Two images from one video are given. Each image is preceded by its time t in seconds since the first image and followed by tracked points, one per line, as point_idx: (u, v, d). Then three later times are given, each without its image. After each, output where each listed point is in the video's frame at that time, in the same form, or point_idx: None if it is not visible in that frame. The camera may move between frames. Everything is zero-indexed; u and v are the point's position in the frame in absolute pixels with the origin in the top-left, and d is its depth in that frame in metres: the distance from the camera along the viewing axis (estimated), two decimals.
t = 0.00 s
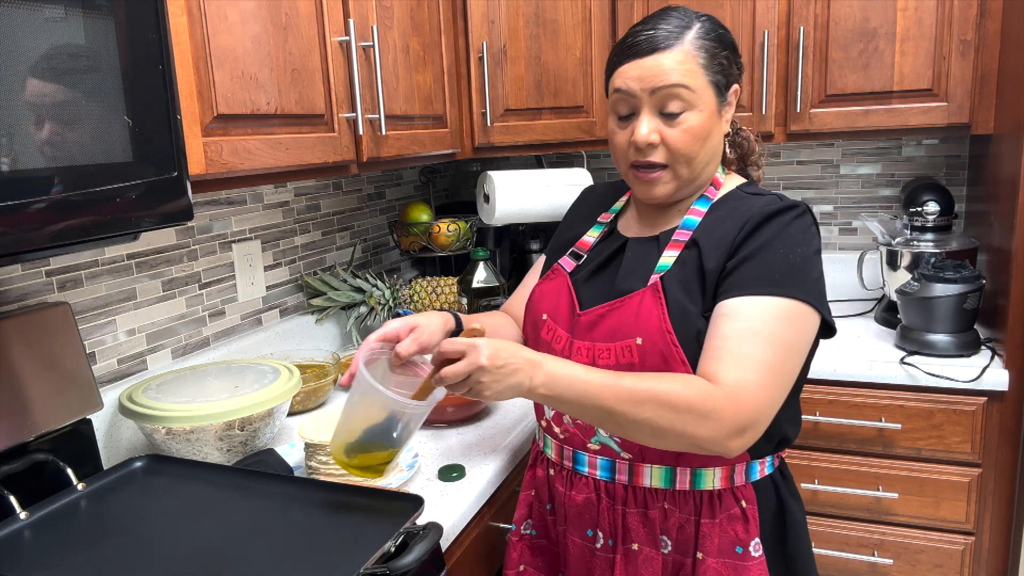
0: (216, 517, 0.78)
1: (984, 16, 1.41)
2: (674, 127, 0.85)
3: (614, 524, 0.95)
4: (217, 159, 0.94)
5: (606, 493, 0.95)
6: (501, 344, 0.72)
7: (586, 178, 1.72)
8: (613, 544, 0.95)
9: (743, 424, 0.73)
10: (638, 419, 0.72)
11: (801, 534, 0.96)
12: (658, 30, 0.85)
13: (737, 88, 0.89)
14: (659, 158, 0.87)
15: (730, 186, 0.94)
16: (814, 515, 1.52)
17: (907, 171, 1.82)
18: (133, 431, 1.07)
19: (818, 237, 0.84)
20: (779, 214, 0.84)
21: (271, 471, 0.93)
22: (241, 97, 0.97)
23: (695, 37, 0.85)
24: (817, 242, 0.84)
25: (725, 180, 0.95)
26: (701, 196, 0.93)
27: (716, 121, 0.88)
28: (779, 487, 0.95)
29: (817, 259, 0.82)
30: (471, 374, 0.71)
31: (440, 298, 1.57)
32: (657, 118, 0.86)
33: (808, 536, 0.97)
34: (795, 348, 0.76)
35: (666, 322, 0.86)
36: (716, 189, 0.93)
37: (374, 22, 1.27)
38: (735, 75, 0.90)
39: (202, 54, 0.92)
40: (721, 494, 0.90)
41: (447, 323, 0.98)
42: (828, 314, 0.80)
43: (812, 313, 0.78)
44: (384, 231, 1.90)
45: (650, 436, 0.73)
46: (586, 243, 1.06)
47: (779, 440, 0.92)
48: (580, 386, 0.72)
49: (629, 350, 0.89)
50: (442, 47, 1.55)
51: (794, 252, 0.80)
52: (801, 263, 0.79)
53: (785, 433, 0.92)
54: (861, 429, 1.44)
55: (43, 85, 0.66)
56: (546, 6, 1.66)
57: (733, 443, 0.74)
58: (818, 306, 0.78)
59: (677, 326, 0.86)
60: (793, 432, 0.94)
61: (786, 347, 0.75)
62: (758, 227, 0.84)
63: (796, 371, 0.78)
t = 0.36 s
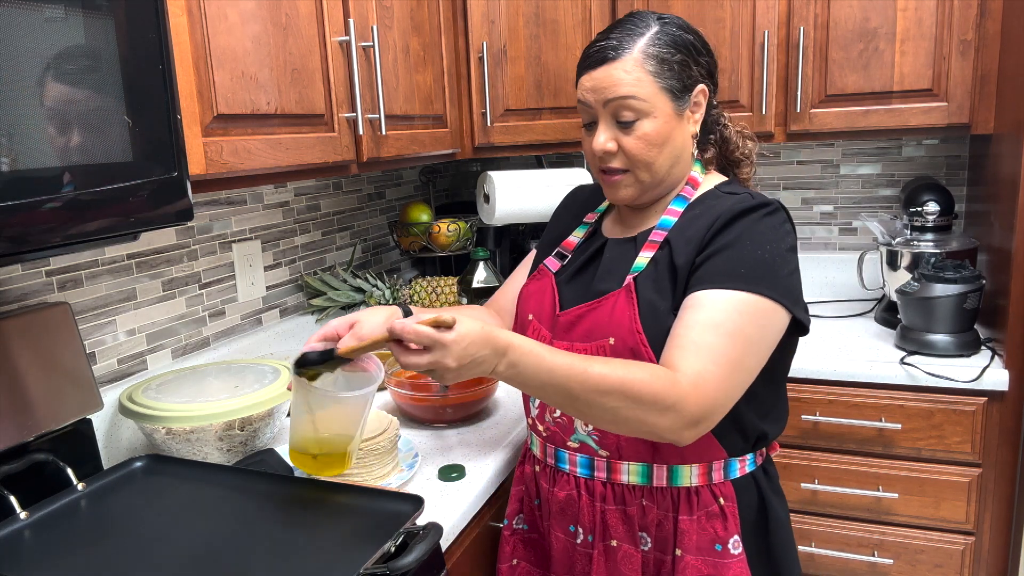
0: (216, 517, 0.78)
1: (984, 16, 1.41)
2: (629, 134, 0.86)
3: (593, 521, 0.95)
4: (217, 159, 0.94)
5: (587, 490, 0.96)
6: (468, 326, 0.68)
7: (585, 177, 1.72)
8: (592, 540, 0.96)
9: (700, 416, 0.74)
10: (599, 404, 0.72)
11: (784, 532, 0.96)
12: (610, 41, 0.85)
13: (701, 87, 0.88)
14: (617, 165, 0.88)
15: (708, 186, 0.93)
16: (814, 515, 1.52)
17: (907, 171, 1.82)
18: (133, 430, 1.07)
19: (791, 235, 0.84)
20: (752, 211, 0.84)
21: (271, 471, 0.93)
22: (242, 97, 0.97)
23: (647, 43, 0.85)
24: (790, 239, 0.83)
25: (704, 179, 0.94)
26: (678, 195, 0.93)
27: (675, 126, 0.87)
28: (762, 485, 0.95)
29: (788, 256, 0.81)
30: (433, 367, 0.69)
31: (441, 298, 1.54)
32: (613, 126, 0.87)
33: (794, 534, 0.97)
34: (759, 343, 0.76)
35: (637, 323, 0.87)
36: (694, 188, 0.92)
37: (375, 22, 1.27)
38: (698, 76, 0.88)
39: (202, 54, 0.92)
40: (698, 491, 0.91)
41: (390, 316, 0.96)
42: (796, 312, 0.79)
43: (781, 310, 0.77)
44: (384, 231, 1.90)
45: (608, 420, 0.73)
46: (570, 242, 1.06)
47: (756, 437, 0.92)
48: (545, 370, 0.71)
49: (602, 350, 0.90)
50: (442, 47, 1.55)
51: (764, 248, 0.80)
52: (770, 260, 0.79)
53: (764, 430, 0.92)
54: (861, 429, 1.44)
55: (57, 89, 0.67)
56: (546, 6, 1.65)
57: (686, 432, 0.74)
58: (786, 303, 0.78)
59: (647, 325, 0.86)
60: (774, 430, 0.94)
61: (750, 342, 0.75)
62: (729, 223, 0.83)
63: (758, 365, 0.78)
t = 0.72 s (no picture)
0: (215, 517, 0.78)
1: (984, 16, 1.41)
2: (609, 133, 0.86)
3: (578, 524, 0.95)
4: (216, 159, 0.94)
5: (573, 494, 0.96)
6: (435, 396, 0.62)
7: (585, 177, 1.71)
8: (578, 542, 0.96)
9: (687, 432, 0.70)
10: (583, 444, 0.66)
11: (774, 540, 0.95)
12: (589, 39, 0.85)
13: (684, 86, 0.87)
14: (597, 165, 0.88)
15: (694, 185, 0.92)
16: (814, 515, 1.52)
17: (907, 171, 1.82)
18: (133, 430, 1.07)
19: (772, 236, 0.81)
20: (728, 215, 0.81)
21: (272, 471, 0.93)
22: (241, 98, 0.97)
23: (627, 42, 0.84)
24: (771, 241, 0.80)
25: (691, 179, 0.93)
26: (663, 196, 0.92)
27: (655, 125, 0.86)
28: (752, 493, 0.94)
29: (768, 260, 0.78)
30: (405, 443, 0.61)
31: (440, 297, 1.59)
32: (593, 125, 0.86)
33: (785, 540, 0.96)
34: (741, 353, 0.73)
35: (612, 331, 0.87)
36: (679, 188, 0.91)
37: (374, 22, 1.27)
38: (680, 74, 0.87)
39: (202, 55, 0.92)
40: (681, 498, 0.91)
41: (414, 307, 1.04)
42: (779, 317, 0.76)
43: (761, 317, 0.74)
44: (384, 231, 1.90)
45: (594, 459, 0.68)
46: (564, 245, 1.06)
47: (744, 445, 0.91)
48: (521, 424, 0.64)
49: (581, 357, 0.91)
50: (442, 47, 1.55)
51: (741, 254, 0.77)
52: (749, 265, 0.76)
53: (751, 436, 0.90)
54: (861, 429, 1.44)
55: (58, 88, 0.67)
56: (546, 6, 1.64)
57: (678, 453, 0.70)
58: (767, 308, 0.75)
59: (623, 334, 0.87)
60: (765, 437, 0.93)
61: (733, 352, 0.72)
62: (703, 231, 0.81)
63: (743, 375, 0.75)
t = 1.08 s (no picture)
0: (215, 517, 0.78)
1: (984, 16, 1.41)
2: (579, 135, 0.87)
3: (555, 521, 0.98)
4: (217, 159, 0.94)
5: (551, 491, 0.98)
6: (371, 456, 0.59)
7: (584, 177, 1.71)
8: (555, 538, 0.98)
9: (634, 442, 0.64)
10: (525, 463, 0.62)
11: (751, 549, 0.93)
12: (559, 43, 0.87)
13: (656, 87, 0.87)
14: (570, 166, 0.90)
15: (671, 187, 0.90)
16: (814, 515, 1.52)
17: (907, 171, 1.82)
18: (133, 431, 1.07)
19: (735, 240, 0.77)
20: (687, 218, 0.78)
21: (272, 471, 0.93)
22: (241, 97, 0.97)
23: (596, 44, 0.85)
24: (732, 245, 0.76)
25: (668, 180, 0.91)
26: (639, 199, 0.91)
27: (626, 126, 0.86)
28: (728, 501, 0.92)
29: (727, 264, 0.74)
30: (352, 507, 0.59)
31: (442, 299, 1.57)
32: (565, 127, 0.88)
33: (763, 549, 0.95)
34: (693, 359, 0.68)
35: (573, 334, 0.88)
36: (654, 190, 0.90)
37: (375, 22, 1.27)
38: (652, 75, 0.87)
39: (203, 55, 0.92)
40: (652, 501, 0.91)
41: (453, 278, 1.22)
42: (738, 323, 0.72)
43: (715, 322, 0.70)
44: (384, 231, 1.90)
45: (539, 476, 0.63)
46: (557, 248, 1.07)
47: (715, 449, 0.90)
48: (457, 455, 0.61)
49: (551, 359, 0.92)
50: (442, 47, 1.55)
51: (695, 258, 0.73)
52: (702, 268, 0.72)
53: (721, 442, 0.89)
54: (861, 429, 1.44)
55: (58, 88, 0.67)
56: (546, 6, 1.64)
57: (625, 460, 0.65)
58: (721, 311, 0.70)
59: (583, 338, 0.88)
60: (737, 443, 0.90)
61: (682, 356, 0.67)
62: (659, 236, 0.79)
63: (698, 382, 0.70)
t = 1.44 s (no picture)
0: (214, 517, 0.78)
1: (984, 16, 1.41)
2: (536, 133, 0.88)
3: (521, 509, 1.01)
4: (217, 159, 0.94)
5: (518, 479, 1.02)
6: (252, 434, 0.61)
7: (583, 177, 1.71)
8: (519, 526, 1.02)
9: (524, 427, 0.65)
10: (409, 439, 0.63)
11: (703, 549, 0.92)
12: (523, 42, 0.88)
13: (615, 93, 0.87)
14: (528, 163, 0.91)
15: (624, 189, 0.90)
16: (814, 515, 1.52)
17: (907, 171, 1.82)
18: (133, 431, 1.07)
19: (658, 238, 0.74)
20: (617, 216, 0.77)
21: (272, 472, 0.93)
22: (241, 98, 0.97)
23: (559, 45, 0.86)
24: (655, 242, 0.74)
25: (624, 182, 0.91)
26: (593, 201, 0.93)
27: (582, 128, 0.87)
28: (678, 500, 0.92)
29: (645, 262, 0.72)
30: (230, 482, 0.60)
31: (442, 298, 1.56)
32: (524, 124, 0.89)
33: (717, 550, 0.94)
34: (598, 351, 0.68)
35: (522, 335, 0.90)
36: (607, 193, 0.91)
37: (374, 22, 1.27)
38: (611, 80, 0.86)
39: (203, 55, 0.92)
40: (601, 494, 0.93)
41: (456, 255, 1.28)
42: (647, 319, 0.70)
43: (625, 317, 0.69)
44: (384, 231, 1.90)
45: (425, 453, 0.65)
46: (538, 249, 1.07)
47: (663, 448, 0.90)
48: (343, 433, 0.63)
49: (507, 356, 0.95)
50: (442, 47, 1.56)
51: (613, 253, 0.72)
52: (618, 264, 0.71)
53: (668, 441, 0.89)
54: (861, 429, 1.43)
55: (58, 89, 0.67)
56: (546, 6, 1.64)
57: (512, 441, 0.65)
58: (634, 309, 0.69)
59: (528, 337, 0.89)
60: (683, 442, 0.90)
61: (584, 348, 0.67)
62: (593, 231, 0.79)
63: (606, 377, 0.69)
